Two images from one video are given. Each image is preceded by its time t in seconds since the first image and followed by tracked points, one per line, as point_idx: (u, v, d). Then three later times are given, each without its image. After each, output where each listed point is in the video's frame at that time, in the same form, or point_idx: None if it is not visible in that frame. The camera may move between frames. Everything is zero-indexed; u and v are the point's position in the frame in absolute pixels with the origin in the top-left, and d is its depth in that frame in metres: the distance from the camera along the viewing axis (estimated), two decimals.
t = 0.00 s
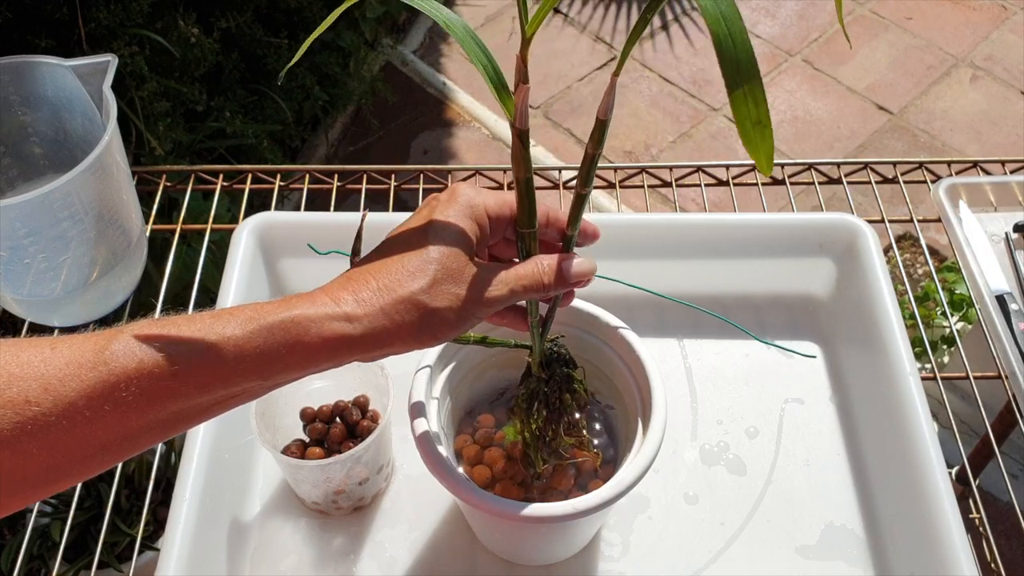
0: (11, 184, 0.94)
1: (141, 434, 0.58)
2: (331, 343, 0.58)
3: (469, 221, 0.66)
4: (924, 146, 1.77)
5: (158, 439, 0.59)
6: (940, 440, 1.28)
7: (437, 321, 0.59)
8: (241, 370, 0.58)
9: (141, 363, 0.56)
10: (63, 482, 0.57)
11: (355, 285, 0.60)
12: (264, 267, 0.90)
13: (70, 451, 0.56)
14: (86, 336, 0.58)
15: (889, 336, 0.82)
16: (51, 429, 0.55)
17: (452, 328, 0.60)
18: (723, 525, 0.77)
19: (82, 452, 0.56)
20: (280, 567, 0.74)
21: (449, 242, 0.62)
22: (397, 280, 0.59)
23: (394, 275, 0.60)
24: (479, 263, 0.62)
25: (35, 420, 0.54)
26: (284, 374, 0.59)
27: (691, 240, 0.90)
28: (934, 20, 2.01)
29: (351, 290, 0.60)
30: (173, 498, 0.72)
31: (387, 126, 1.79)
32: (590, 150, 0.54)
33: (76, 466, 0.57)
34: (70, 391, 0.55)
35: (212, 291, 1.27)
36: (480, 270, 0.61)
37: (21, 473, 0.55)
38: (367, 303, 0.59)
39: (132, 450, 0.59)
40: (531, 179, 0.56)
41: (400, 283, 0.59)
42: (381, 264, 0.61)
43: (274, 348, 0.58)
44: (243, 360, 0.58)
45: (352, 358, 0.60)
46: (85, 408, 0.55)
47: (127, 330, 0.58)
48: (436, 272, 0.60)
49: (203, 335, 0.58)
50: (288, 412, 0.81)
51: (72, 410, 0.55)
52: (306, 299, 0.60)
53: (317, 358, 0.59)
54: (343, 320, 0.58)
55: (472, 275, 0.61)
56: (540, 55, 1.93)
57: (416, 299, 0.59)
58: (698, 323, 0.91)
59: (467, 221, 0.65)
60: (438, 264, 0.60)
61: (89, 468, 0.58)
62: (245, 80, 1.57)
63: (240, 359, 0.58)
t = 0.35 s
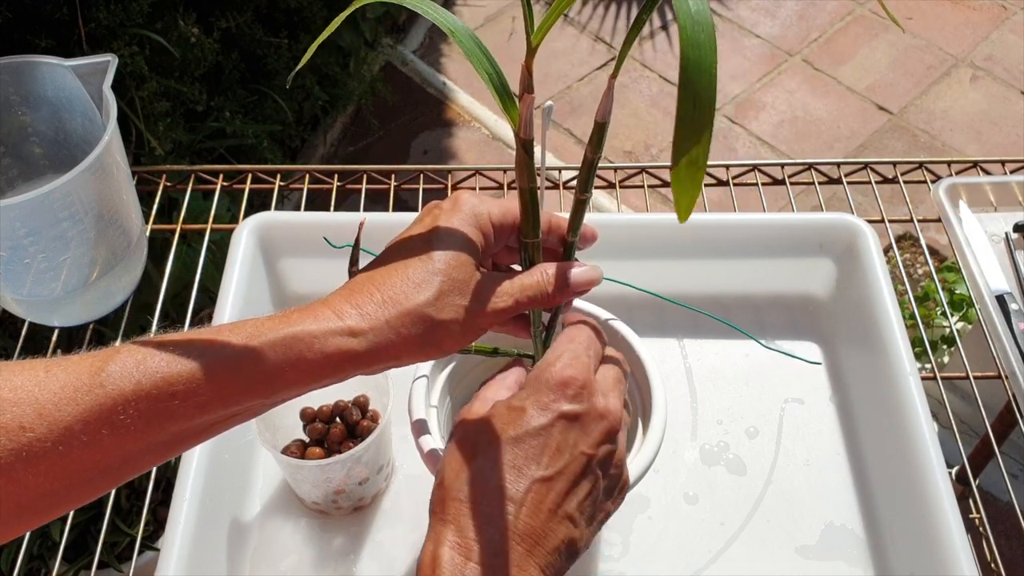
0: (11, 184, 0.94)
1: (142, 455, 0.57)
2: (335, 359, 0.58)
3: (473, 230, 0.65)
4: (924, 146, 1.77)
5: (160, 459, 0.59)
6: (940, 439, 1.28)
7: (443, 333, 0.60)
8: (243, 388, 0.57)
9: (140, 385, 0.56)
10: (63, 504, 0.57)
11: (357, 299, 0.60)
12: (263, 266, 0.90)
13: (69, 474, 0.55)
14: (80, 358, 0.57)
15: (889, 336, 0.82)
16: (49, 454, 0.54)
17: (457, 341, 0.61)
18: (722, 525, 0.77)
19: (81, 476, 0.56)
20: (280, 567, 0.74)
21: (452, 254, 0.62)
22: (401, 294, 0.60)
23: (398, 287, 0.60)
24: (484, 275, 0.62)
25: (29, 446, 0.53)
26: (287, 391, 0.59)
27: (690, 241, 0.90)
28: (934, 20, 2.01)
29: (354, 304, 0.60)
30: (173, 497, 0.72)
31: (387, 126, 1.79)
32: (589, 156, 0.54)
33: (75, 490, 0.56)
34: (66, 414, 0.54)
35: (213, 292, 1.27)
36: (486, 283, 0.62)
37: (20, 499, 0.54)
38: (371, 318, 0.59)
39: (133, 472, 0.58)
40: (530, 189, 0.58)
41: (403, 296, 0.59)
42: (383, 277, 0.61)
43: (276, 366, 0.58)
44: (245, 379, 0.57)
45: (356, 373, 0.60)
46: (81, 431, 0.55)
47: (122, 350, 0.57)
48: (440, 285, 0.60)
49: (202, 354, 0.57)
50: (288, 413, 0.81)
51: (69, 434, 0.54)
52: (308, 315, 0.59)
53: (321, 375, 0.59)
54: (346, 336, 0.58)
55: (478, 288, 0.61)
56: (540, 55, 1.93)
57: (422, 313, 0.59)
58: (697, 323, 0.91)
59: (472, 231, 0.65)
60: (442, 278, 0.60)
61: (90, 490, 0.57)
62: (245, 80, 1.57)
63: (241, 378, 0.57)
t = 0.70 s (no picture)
0: (11, 184, 0.93)
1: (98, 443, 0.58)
2: (287, 335, 0.58)
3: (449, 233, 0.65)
4: (924, 146, 1.77)
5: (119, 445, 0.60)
6: (940, 439, 1.28)
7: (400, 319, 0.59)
8: (192, 372, 0.58)
9: (83, 376, 0.56)
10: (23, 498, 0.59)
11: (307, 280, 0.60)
12: (263, 266, 0.90)
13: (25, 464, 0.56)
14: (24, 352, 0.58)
15: (889, 336, 0.82)
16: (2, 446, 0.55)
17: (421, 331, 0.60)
18: (723, 525, 0.77)
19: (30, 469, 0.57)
20: (280, 567, 0.74)
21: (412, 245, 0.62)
22: (358, 278, 0.60)
23: (354, 274, 0.60)
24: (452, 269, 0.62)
25: None
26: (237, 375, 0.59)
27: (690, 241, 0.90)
28: (934, 20, 2.01)
29: (307, 287, 0.60)
30: (173, 497, 0.72)
31: (387, 126, 1.79)
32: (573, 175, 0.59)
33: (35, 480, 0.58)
34: (13, 406, 0.55)
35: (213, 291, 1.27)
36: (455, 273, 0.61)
37: None
38: (321, 297, 0.59)
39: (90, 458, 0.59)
40: (562, 218, 0.63)
41: (356, 280, 0.60)
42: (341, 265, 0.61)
43: (223, 349, 0.58)
44: (191, 364, 0.58)
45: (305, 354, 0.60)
46: (29, 424, 0.55)
47: (66, 342, 0.58)
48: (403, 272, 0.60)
49: (146, 341, 0.57)
50: (288, 413, 0.81)
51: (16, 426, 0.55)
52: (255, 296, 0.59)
53: (268, 353, 0.59)
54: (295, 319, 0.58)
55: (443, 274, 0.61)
56: (540, 55, 1.93)
57: (379, 298, 0.59)
58: (697, 322, 0.91)
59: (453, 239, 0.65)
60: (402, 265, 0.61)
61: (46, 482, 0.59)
62: (245, 80, 1.57)
63: (187, 363, 0.57)
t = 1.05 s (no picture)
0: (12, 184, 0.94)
1: None
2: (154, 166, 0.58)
3: (331, 95, 0.62)
4: (924, 146, 1.77)
5: None
6: (940, 439, 1.28)
7: (252, 172, 0.58)
8: (52, 213, 0.58)
9: None
10: None
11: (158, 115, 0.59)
12: (264, 266, 0.90)
13: None
14: None
15: (889, 336, 0.82)
16: None
17: (275, 199, 0.60)
18: (723, 525, 0.77)
19: None
20: (280, 567, 0.75)
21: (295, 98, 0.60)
22: (206, 131, 0.58)
23: (230, 111, 0.59)
24: (321, 133, 0.60)
25: None
26: (97, 212, 0.60)
27: (690, 241, 0.90)
28: (934, 20, 2.01)
29: (143, 122, 0.58)
30: (173, 496, 0.72)
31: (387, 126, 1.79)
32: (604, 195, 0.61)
33: None
34: None
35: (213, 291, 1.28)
36: (317, 151, 0.59)
37: None
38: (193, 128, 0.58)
39: None
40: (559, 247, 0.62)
41: (229, 120, 0.59)
42: (178, 103, 0.60)
43: (77, 185, 0.57)
44: (52, 204, 0.58)
45: (159, 186, 0.59)
46: None
47: None
48: (261, 127, 0.58)
49: None
50: (288, 412, 0.82)
51: None
52: (97, 134, 0.58)
53: (124, 189, 0.58)
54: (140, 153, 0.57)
55: (304, 150, 0.59)
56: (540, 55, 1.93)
57: (229, 162, 0.58)
58: (698, 322, 0.91)
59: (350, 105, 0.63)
60: (254, 119, 0.59)
61: None
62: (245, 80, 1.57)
63: (46, 208, 0.57)
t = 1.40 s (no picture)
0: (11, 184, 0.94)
1: (124, 247, 0.65)
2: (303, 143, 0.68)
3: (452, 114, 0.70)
4: (924, 146, 1.77)
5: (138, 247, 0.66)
6: (940, 439, 1.28)
7: (377, 163, 0.67)
8: (218, 168, 0.66)
9: (129, 178, 0.63)
10: (41, 313, 0.63)
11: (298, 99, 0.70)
12: (264, 266, 0.90)
13: (64, 266, 0.62)
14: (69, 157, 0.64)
15: (889, 336, 0.82)
16: (49, 244, 0.60)
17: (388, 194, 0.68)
18: (723, 525, 0.77)
19: (55, 274, 0.62)
20: (280, 567, 0.75)
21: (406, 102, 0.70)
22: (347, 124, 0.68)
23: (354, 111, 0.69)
24: (438, 146, 0.69)
25: (39, 235, 0.59)
26: (249, 172, 0.69)
27: (690, 241, 0.90)
28: (934, 21, 2.01)
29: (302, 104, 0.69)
30: (174, 495, 0.72)
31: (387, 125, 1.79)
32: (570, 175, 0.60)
33: (58, 290, 0.63)
34: (67, 207, 0.61)
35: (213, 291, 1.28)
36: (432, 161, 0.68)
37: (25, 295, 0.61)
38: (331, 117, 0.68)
39: (111, 264, 0.65)
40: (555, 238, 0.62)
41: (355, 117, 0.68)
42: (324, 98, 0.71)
43: (246, 146, 0.67)
44: (210, 167, 0.66)
45: (305, 161, 0.69)
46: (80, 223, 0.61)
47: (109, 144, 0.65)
48: (393, 129, 0.68)
49: (181, 145, 0.65)
50: (288, 413, 0.82)
51: (71, 226, 0.61)
52: (266, 107, 0.68)
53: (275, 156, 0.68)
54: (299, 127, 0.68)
55: (420, 154, 0.67)
56: (540, 55, 1.93)
57: (361, 153, 0.67)
58: (697, 322, 0.91)
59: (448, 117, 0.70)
60: (389, 121, 0.68)
61: (83, 293, 0.65)
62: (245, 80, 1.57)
63: (216, 160, 0.66)
